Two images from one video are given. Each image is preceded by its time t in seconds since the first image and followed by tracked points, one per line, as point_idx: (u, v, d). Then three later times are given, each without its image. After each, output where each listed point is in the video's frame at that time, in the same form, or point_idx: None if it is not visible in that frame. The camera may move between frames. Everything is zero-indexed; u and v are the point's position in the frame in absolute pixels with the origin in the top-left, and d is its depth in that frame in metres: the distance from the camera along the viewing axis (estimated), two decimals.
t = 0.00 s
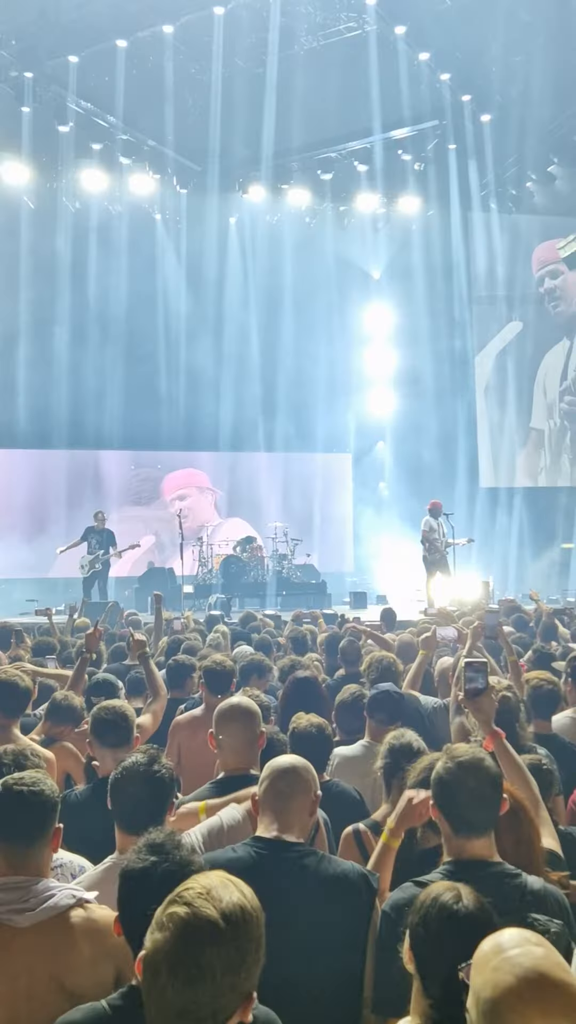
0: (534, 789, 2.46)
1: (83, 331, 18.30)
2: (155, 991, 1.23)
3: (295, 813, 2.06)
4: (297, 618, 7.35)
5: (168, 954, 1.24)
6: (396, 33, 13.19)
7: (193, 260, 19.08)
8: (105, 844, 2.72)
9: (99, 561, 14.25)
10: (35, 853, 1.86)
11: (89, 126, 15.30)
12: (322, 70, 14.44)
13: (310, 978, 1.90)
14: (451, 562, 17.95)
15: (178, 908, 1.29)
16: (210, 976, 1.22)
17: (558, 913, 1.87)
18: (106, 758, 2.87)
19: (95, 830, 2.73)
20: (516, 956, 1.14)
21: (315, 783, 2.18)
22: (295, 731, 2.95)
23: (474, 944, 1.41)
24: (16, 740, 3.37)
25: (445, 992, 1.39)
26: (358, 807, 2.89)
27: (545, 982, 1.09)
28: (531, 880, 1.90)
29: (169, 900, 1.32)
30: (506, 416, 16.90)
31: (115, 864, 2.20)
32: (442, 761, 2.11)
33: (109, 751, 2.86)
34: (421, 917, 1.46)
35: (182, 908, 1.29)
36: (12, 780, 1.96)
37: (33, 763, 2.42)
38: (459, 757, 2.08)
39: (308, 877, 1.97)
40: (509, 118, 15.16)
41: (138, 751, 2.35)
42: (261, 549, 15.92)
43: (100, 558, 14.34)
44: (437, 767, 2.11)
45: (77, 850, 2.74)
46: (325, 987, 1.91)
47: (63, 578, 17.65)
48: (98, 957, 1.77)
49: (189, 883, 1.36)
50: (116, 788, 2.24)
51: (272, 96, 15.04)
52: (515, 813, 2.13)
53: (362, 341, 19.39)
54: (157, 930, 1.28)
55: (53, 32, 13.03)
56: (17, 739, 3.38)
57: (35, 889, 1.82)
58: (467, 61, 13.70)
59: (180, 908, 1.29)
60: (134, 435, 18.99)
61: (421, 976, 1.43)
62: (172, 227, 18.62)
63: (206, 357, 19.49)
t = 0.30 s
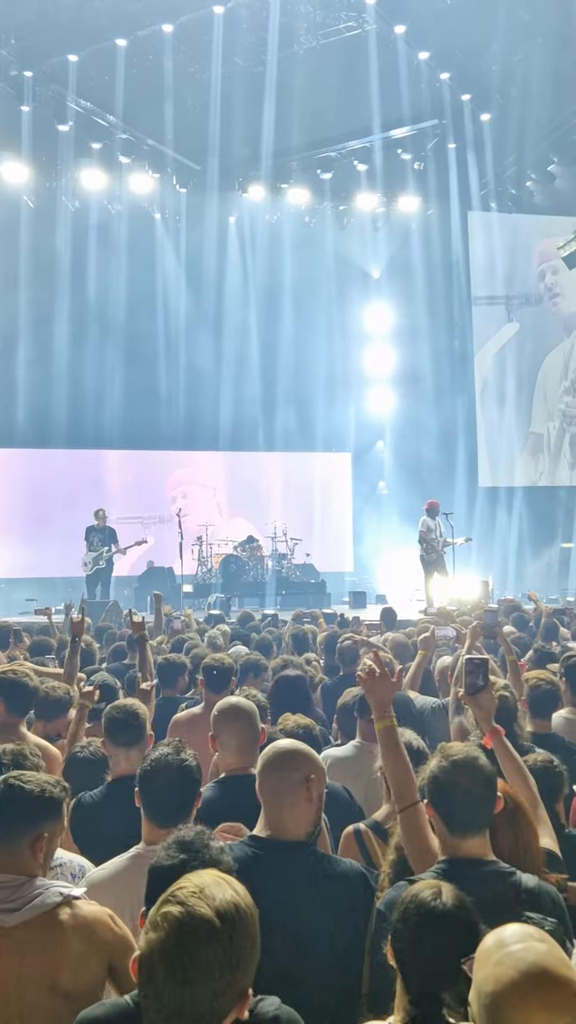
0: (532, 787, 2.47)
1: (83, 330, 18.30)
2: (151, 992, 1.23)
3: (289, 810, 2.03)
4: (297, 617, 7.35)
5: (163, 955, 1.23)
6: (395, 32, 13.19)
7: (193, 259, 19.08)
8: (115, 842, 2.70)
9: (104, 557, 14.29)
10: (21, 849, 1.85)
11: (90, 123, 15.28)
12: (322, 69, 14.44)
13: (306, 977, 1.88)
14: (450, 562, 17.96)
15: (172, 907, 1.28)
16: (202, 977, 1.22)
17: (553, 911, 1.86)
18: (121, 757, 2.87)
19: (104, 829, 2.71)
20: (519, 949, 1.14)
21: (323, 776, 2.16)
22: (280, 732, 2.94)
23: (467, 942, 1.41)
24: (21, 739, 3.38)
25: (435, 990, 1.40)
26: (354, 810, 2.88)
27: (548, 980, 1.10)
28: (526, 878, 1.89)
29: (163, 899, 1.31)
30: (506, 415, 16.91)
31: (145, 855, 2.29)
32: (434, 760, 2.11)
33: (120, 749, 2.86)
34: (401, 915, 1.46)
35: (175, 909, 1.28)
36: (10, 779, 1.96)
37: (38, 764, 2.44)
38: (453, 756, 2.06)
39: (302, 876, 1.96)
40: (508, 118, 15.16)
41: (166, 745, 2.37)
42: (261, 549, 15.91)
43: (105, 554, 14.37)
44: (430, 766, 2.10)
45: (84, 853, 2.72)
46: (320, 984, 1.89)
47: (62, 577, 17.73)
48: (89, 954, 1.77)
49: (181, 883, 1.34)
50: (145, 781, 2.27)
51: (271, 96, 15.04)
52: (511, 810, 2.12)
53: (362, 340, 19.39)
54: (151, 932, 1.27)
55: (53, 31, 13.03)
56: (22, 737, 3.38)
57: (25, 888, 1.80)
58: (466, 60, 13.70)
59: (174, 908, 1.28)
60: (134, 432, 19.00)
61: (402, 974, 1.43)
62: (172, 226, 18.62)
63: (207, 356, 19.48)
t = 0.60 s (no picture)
0: (538, 788, 2.46)
1: (84, 328, 18.29)
2: (143, 991, 1.23)
3: (278, 810, 2.03)
4: (297, 617, 7.33)
5: (152, 953, 1.24)
6: (395, 31, 13.19)
7: (193, 259, 19.08)
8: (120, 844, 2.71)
9: (106, 556, 14.27)
10: (16, 846, 1.85)
11: (89, 122, 15.23)
12: (322, 68, 14.43)
13: (299, 983, 1.84)
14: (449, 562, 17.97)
15: (159, 904, 1.29)
16: (193, 973, 1.22)
17: (549, 910, 1.84)
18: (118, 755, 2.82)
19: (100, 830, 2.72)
20: (527, 946, 1.17)
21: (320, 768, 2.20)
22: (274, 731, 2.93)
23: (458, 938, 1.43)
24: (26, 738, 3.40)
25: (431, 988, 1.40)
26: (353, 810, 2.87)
27: (555, 976, 1.12)
28: (520, 877, 1.89)
29: (152, 896, 1.32)
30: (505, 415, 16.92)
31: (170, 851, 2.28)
32: (429, 760, 2.10)
33: (111, 748, 2.80)
34: (387, 914, 1.47)
35: (162, 906, 1.28)
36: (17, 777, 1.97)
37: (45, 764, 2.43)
38: (446, 756, 2.06)
39: (298, 877, 1.93)
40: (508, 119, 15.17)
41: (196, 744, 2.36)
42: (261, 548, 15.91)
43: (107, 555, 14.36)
44: (424, 767, 2.10)
45: (83, 849, 2.73)
46: (315, 988, 1.84)
47: (62, 575, 17.71)
48: (77, 956, 1.77)
49: (166, 881, 1.34)
50: (182, 776, 2.26)
51: (272, 95, 15.05)
52: (508, 809, 2.12)
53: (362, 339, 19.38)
54: (139, 929, 1.27)
55: (53, 30, 13.01)
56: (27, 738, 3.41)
57: (21, 888, 1.80)
58: (466, 58, 13.69)
59: (161, 905, 1.28)
60: (134, 430, 18.99)
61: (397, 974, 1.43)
62: (172, 225, 18.62)
63: (207, 355, 19.47)
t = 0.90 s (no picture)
0: (538, 788, 2.46)
1: (85, 327, 18.29)
2: (138, 984, 1.25)
3: (289, 816, 2.02)
4: (297, 617, 7.32)
5: (146, 944, 1.26)
6: (396, 31, 13.20)
7: (194, 259, 19.11)
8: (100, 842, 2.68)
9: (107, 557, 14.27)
10: (31, 843, 1.89)
11: (89, 121, 15.23)
12: (322, 68, 14.43)
13: (298, 983, 1.83)
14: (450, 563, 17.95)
15: (152, 898, 1.31)
16: (186, 965, 1.25)
17: (549, 911, 1.85)
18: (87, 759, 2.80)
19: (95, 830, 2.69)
20: (535, 944, 1.17)
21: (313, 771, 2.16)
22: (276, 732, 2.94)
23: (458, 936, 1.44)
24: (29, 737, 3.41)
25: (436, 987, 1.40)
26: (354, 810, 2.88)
27: (561, 973, 1.13)
28: (519, 878, 1.89)
29: (144, 893, 1.35)
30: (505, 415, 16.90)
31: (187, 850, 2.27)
32: (428, 765, 2.11)
33: (88, 752, 2.79)
34: (387, 919, 1.47)
35: (154, 900, 1.31)
36: (32, 777, 2.01)
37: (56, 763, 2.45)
38: (444, 760, 2.07)
39: (284, 873, 1.92)
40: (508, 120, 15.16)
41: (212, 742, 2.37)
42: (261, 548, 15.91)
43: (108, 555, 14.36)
44: (424, 772, 2.11)
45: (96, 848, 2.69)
46: (315, 991, 1.84)
47: (62, 575, 17.66)
48: (75, 954, 1.76)
49: (158, 879, 1.37)
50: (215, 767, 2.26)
51: (272, 95, 15.05)
52: (506, 809, 2.13)
53: (363, 339, 19.38)
54: (132, 922, 1.30)
55: (53, 29, 13.00)
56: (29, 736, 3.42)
57: (28, 886, 1.82)
58: (467, 59, 13.69)
59: (155, 898, 1.31)
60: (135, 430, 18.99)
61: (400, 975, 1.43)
62: (173, 225, 18.64)
63: (207, 355, 19.46)
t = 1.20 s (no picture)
0: (533, 787, 2.47)
1: (88, 326, 18.36)
2: (137, 976, 1.27)
3: (299, 822, 1.99)
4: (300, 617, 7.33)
5: (148, 936, 1.28)
6: (400, 31, 13.21)
7: (198, 259, 19.14)
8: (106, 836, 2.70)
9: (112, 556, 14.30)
10: (36, 835, 1.91)
11: (93, 122, 15.24)
12: (326, 68, 14.43)
13: (307, 972, 1.84)
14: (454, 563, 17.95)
15: (152, 894, 1.34)
16: (188, 957, 1.27)
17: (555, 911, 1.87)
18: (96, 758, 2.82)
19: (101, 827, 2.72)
20: (535, 939, 1.18)
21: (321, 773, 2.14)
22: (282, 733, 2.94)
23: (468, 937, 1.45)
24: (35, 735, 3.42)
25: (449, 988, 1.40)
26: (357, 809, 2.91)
27: (560, 966, 1.14)
28: (526, 879, 1.91)
29: (142, 890, 1.37)
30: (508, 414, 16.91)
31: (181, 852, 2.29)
32: (437, 764, 2.11)
33: (100, 752, 2.81)
34: (405, 925, 1.48)
35: (153, 897, 1.34)
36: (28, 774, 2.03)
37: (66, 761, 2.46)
38: (452, 759, 2.08)
39: (291, 873, 1.94)
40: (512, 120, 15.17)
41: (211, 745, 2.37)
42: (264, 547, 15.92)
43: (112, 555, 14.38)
44: (432, 771, 2.11)
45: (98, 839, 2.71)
46: (325, 989, 1.85)
47: (65, 574, 17.65)
48: (83, 950, 1.77)
49: (153, 879, 1.39)
50: (202, 775, 2.27)
51: (276, 95, 15.07)
52: (513, 811, 2.13)
53: (367, 338, 19.36)
54: (131, 918, 1.33)
55: (57, 29, 13.03)
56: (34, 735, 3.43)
57: (35, 884, 1.84)
58: (471, 60, 13.70)
59: (156, 892, 1.34)
60: (139, 429, 18.99)
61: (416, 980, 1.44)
62: (176, 224, 18.67)
63: (211, 354, 19.47)
